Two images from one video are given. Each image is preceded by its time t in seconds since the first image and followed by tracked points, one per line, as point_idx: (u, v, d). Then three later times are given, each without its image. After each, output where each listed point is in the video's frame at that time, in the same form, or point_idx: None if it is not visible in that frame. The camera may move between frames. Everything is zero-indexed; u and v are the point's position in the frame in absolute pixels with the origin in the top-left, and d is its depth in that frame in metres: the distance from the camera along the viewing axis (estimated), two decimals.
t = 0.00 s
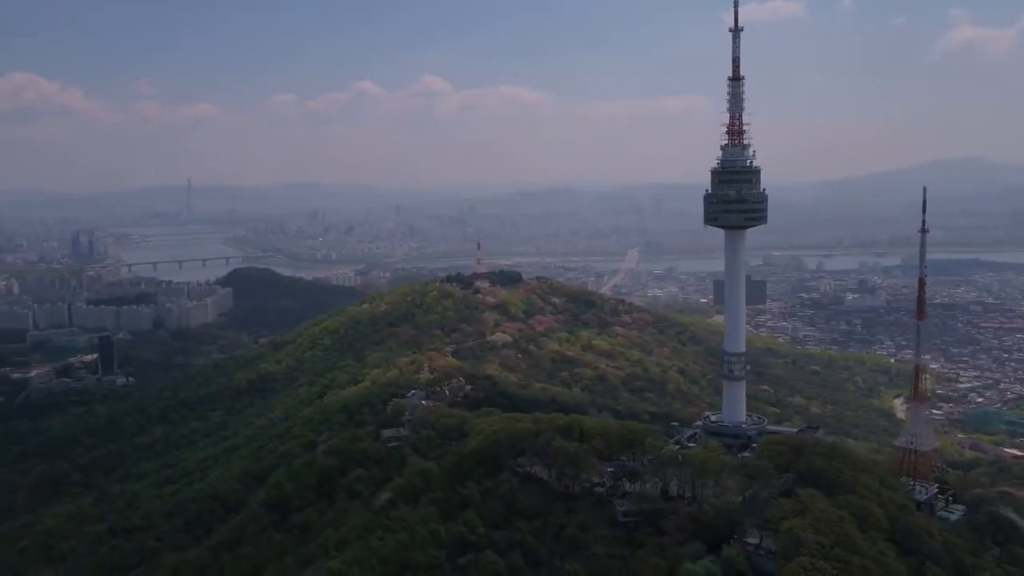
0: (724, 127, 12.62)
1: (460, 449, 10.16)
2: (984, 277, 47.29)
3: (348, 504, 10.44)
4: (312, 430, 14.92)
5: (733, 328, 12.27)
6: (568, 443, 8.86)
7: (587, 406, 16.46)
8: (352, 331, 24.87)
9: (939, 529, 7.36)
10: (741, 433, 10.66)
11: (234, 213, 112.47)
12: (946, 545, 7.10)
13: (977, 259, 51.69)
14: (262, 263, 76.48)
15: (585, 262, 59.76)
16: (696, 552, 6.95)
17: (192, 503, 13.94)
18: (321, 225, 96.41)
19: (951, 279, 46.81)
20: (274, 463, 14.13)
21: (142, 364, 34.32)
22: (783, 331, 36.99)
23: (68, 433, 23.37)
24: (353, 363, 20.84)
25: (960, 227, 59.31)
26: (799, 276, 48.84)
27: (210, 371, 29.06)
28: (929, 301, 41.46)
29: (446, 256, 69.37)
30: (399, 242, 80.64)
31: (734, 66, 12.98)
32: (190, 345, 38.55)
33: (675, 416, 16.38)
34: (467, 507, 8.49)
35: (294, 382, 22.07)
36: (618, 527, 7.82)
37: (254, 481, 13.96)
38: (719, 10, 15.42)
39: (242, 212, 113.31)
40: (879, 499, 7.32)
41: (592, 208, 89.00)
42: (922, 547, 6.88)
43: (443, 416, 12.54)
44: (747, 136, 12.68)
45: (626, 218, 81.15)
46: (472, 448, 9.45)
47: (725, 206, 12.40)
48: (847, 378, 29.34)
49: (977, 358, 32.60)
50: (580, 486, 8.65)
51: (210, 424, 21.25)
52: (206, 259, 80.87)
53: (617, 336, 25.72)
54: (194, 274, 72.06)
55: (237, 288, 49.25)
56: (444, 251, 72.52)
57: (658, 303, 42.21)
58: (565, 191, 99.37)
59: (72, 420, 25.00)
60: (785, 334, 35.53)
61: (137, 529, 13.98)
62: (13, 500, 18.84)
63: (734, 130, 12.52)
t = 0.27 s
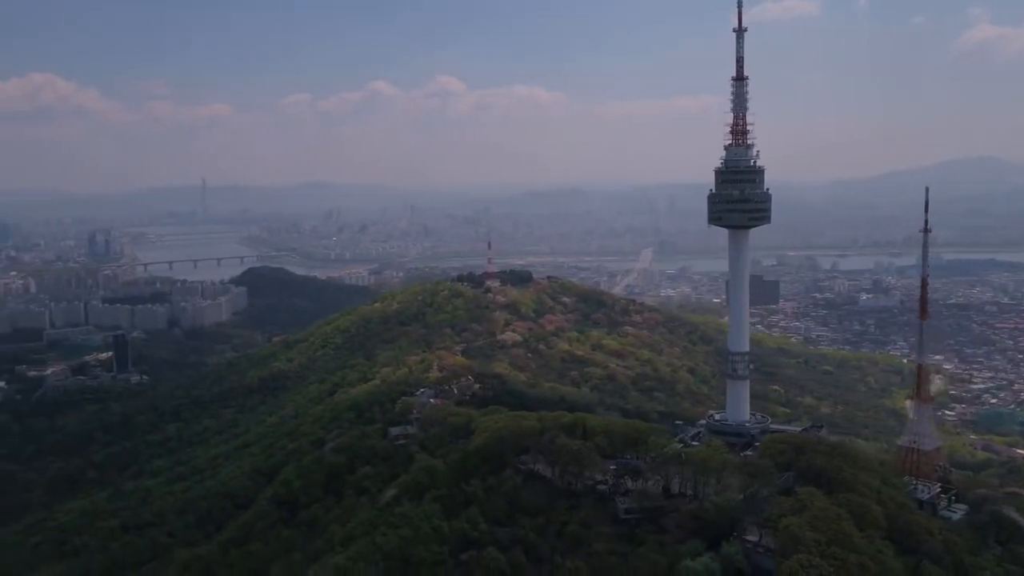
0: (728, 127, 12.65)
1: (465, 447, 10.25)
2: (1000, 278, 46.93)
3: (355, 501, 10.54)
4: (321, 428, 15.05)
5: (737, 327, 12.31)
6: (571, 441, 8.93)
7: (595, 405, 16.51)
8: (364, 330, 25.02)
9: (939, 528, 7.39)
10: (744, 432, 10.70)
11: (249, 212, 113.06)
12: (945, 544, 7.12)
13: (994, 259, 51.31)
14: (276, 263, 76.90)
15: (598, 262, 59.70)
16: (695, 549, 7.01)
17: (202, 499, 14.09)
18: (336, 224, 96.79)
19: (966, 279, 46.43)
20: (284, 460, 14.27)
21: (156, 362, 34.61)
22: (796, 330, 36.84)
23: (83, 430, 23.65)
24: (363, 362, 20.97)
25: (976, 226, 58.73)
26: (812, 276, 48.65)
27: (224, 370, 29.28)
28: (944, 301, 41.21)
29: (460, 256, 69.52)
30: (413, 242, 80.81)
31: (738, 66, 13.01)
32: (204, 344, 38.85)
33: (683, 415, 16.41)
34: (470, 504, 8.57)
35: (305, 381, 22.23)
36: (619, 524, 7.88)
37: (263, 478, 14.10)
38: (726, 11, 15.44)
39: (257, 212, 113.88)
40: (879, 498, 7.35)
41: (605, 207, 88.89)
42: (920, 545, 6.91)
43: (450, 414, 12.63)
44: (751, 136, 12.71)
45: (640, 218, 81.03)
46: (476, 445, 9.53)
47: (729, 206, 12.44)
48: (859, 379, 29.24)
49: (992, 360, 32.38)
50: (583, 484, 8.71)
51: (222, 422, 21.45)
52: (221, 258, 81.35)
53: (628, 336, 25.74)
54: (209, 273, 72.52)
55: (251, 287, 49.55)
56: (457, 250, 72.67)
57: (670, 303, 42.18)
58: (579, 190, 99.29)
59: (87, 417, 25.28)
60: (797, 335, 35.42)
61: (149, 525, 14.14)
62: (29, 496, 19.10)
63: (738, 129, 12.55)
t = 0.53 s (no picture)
0: (731, 127, 12.65)
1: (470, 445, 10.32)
2: (1015, 278, 46.57)
3: (362, 496, 10.65)
4: (331, 425, 15.19)
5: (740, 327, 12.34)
6: (574, 439, 8.99)
7: (603, 403, 16.55)
8: (374, 329, 25.19)
9: (939, 527, 7.40)
10: (747, 430, 10.74)
11: (264, 211, 113.58)
12: (944, 543, 7.12)
13: (1010, 259, 50.90)
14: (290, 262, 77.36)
15: (611, 261, 59.61)
16: (694, 546, 7.06)
17: (212, 495, 14.23)
18: (349, 224, 97.20)
19: (981, 279, 46.09)
20: (292, 457, 14.40)
21: (170, 361, 34.88)
22: (808, 331, 36.67)
23: (97, 427, 23.89)
24: (373, 360, 21.10)
25: (993, 225, 58.16)
26: (826, 276, 48.47)
27: (236, 367, 29.52)
28: (958, 301, 40.94)
29: (472, 255, 69.70)
30: (426, 241, 80.97)
31: (742, 66, 13.02)
32: (218, 342, 39.16)
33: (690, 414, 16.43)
34: (473, 501, 8.65)
35: (316, 379, 22.39)
36: (620, 521, 7.94)
37: (272, 475, 14.23)
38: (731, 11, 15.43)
39: (272, 212, 114.56)
40: (878, 496, 7.37)
41: (619, 206, 88.80)
42: (917, 543, 6.92)
43: (457, 411, 12.70)
44: (755, 136, 12.72)
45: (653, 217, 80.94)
46: (480, 442, 9.61)
47: (732, 206, 12.47)
48: (871, 379, 29.13)
49: (1006, 361, 32.16)
50: (585, 481, 8.76)
51: (233, 420, 21.63)
52: (236, 257, 81.87)
53: (638, 336, 25.76)
54: (224, 272, 73.04)
55: (265, 286, 49.91)
56: (470, 250, 72.86)
57: (682, 303, 42.18)
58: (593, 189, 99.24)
59: (101, 415, 25.55)
60: (809, 335, 35.30)
61: (160, 520, 14.32)
62: (43, 492, 19.34)
63: (742, 129, 12.55)
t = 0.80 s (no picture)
0: (735, 127, 12.68)
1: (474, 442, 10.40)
2: None
3: (368, 493, 10.74)
4: (339, 423, 15.31)
5: (743, 327, 12.38)
6: (576, 437, 9.04)
7: (610, 403, 16.59)
8: (384, 328, 25.33)
9: (938, 525, 7.41)
10: (749, 429, 10.79)
11: (278, 211, 114.08)
12: (943, 542, 7.14)
13: None
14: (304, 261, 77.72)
15: (623, 260, 59.53)
16: (692, 543, 7.11)
17: (222, 492, 14.37)
18: (363, 223, 97.48)
19: (997, 279, 45.73)
20: (301, 455, 14.52)
21: (183, 359, 35.12)
22: (820, 330, 36.51)
23: (110, 424, 24.11)
24: (383, 359, 21.22)
25: (1009, 225, 57.66)
26: (839, 276, 48.23)
27: (249, 366, 29.72)
28: (973, 301, 40.65)
29: (485, 255, 69.81)
30: (438, 241, 81.13)
31: (745, 67, 13.03)
32: (231, 341, 39.41)
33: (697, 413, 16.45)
34: (476, 498, 8.72)
35: (326, 377, 22.53)
36: (621, 519, 7.99)
37: (281, 472, 14.36)
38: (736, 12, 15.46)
39: (286, 211, 115.08)
40: (877, 494, 7.39)
41: (632, 205, 88.65)
42: (916, 542, 6.94)
43: (463, 410, 12.77)
44: (758, 136, 12.73)
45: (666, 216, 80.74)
46: (484, 440, 9.68)
47: (735, 205, 12.49)
48: (883, 379, 28.99)
49: (1020, 361, 31.92)
50: (587, 479, 8.82)
51: (244, 418, 21.80)
52: (250, 257, 82.29)
53: (648, 335, 25.76)
54: (238, 271, 73.44)
55: (278, 285, 50.18)
56: (482, 250, 72.95)
57: (693, 302, 42.11)
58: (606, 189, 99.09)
59: (115, 412, 25.79)
60: (821, 335, 35.17)
61: (170, 517, 14.47)
62: (56, 488, 19.55)
63: (745, 129, 12.58)
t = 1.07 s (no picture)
0: (739, 126, 12.71)
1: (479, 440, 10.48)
2: None
3: (374, 490, 10.85)
4: (349, 421, 15.44)
5: (747, 325, 12.42)
6: (579, 435, 9.11)
7: (618, 401, 16.63)
8: (394, 327, 25.48)
9: (939, 524, 7.45)
10: (753, 428, 10.84)
11: (292, 210, 114.63)
12: (943, 540, 7.17)
13: None
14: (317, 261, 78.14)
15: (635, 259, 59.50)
16: (692, 540, 7.19)
17: (233, 489, 14.53)
18: (376, 222, 97.84)
19: (1012, 278, 45.37)
20: (310, 452, 14.66)
21: (196, 357, 35.40)
22: (833, 330, 36.40)
23: (124, 421, 24.36)
24: (393, 357, 21.36)
25: None
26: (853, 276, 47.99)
27: (261, 364, 29.96)
28: (988, 301, 40.35)
29: (497, 254, 69.95)
30: (451, 240, 81.33)
31: (748, 67, 13.08)
32: (244, 340, 39.70)
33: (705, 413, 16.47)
34: (480, 495, 8.81)
35: (337, 376, 22.69)
36: (623, 516, 8.07)
37: (290, 469, 14.50)
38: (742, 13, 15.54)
39: (300, 211, 115.65)
40: (877, 493, 7.43)
41: (646, 205, 88.53)
42: (915, 540, 6.97)
43: (470, 408, 12.86)
44: (762, 135, 12.78)
45: (680, 216, 80.59)
46: (489, 437, 9.77)
47: (739, 205, 12.54)
48: (894, 379, 28.87)
49: None
50: (590, 477, 8.89)
51: (256, 416, 21.99)
52: (264, 256, 82.77)
53: (657, 334, 25.78)
54: (251, 270, 73.90)
55: (291, 283, 50.51)
56: (495, 249, 73.09)
57: (705, 302, 42.08)
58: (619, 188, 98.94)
59: (128, 410, 26.05)
60: (833, 335, 35.05)
61: (181, 513, 14.64)
62: (71, 484, 19.78)
63: (749, 129, 12.62)
